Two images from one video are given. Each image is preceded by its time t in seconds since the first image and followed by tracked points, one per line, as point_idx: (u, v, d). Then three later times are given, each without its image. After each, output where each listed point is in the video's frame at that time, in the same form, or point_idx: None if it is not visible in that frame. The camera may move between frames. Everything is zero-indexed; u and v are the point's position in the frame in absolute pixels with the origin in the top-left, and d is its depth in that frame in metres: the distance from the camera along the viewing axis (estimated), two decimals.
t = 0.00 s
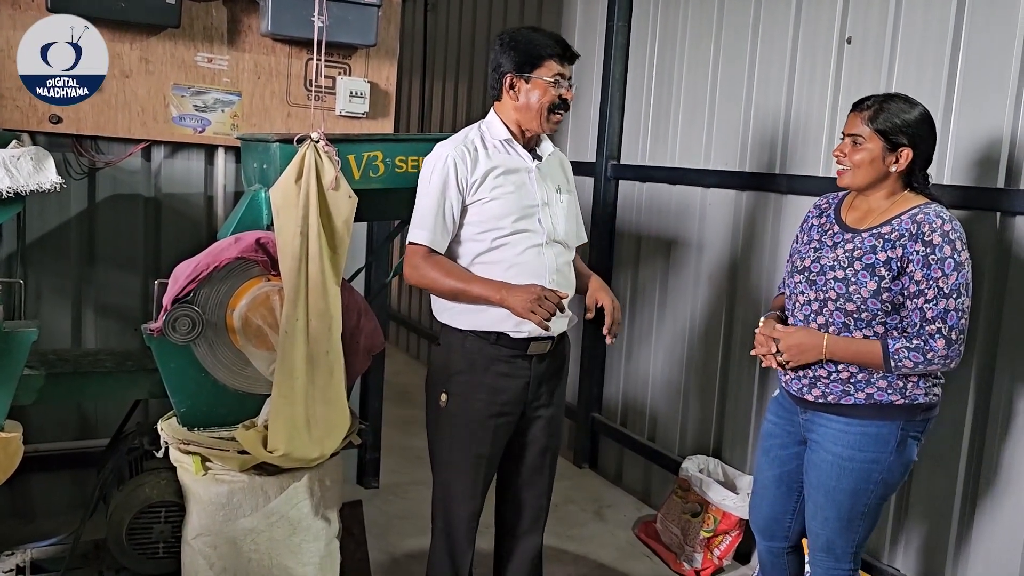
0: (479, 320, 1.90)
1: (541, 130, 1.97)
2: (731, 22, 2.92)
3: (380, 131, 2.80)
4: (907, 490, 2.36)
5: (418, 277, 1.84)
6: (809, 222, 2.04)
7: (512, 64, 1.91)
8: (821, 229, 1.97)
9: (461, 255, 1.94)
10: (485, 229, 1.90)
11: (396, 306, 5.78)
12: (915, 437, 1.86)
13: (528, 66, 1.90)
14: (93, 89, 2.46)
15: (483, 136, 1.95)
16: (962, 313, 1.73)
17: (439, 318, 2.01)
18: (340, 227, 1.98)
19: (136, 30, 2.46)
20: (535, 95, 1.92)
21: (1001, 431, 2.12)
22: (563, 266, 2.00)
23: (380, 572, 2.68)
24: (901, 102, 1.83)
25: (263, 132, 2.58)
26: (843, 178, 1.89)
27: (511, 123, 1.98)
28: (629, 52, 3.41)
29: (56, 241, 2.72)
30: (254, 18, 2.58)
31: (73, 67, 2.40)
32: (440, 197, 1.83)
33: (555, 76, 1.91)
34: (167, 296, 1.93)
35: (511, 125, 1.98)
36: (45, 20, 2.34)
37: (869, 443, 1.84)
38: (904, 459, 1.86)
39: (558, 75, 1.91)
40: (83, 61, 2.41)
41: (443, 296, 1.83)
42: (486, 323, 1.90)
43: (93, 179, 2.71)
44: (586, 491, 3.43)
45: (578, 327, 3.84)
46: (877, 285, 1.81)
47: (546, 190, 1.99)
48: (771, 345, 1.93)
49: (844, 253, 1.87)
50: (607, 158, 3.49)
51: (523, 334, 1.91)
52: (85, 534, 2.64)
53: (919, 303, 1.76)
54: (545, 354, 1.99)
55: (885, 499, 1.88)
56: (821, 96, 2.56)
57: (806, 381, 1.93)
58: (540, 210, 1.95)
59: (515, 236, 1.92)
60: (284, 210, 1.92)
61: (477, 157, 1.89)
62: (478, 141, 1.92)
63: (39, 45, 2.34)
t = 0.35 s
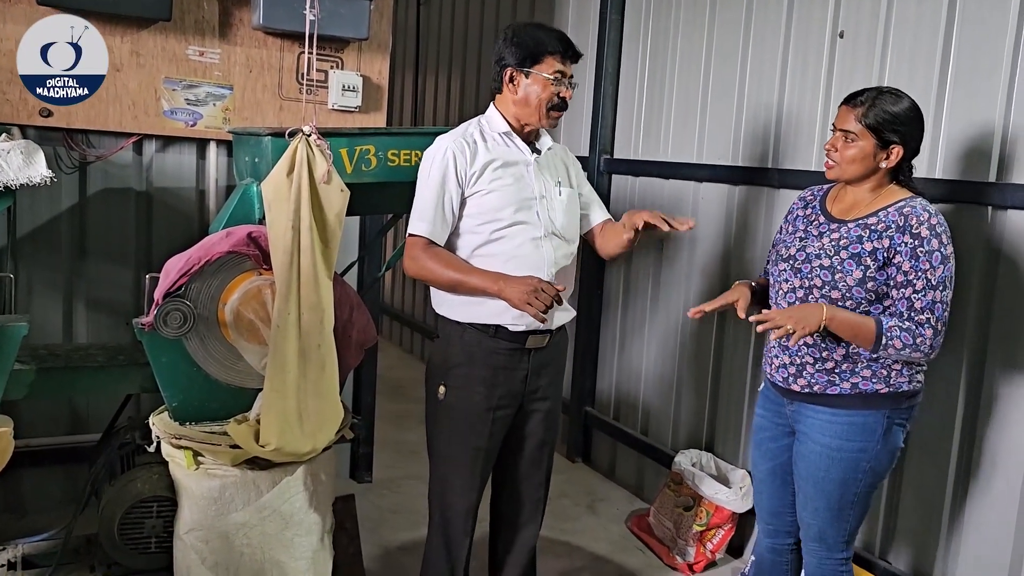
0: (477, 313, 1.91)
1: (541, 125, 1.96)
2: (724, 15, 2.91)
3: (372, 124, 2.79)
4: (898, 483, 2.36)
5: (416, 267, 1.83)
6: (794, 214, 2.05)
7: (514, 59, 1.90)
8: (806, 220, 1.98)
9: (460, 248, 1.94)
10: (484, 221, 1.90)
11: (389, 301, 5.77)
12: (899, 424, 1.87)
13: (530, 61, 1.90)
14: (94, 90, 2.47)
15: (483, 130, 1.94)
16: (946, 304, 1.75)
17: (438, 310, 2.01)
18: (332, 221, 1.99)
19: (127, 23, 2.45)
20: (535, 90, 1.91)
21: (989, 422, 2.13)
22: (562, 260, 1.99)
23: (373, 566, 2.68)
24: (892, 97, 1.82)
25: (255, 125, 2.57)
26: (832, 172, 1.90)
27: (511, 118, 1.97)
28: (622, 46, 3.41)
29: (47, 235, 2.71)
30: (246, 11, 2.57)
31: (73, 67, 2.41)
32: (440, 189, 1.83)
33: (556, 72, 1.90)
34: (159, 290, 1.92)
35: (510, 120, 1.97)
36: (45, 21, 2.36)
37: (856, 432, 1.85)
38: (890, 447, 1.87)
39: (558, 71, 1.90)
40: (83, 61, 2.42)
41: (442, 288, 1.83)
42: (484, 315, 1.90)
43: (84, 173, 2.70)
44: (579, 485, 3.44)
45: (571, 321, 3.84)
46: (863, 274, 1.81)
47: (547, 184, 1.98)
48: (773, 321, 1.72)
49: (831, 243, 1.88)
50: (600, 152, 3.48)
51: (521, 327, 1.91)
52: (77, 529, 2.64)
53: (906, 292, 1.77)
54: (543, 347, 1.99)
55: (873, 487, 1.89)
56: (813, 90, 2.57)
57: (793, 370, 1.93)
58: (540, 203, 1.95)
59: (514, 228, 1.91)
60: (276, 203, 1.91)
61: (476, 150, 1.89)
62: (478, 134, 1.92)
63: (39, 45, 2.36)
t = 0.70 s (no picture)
0: (469, 308, 1.91)
1: (541, 122, 1.96)
2: (717, 11, 2.92)
3: (366, 120, 2.79)
4: (890, 477, 2.37)
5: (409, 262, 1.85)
6: (775, 208, 2.04)
7: (513, 56, 1.90)
8: (788, 213, 1.97)
9: (455, 245, 1.95)
10: (477, 218, 1.91)
11: (384, 297, 5.77)
12: (886, 411, 1.90)
13: (531, 58, 1.90)
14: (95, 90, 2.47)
15: (480, 127, 1.94)
16: (930, 294, 1.77)
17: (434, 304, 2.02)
18: (326, 217, 1.98)
19: (119, 19, 2.44)
20: (536, 87, 1.91)
21: (981, 416, 2.14)
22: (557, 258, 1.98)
23: (368, 561, 2.68)
24: (874, 88, 1.84)
25: (248, 121, 2.57)
26: (815, 162, 1.90)
27: (511, 115, 1.97)
28: (616, 41, 3.41)
29: (41, 231, 2.70)
30: (240, 6, 2.57)
31: (73, 67, 2.42)
32: (433, 186, 1.85)
33: (556, 69, 1.91)
34: (152, 286, 1.92)
35: (510, 118, 1.97)
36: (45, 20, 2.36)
37: (845, 423, 1.86)
38: (878, 434, 1.89)
39: (559, 69, 1.91)
40: (83, 61, 2.43)
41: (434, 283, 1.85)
42: (475, 311, 1.91)
43: (77, 169, 2.69)
44: (573, 480, 3.45)
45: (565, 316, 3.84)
46: (848, 265, 1.82)
47: (544, 181, 1.98)
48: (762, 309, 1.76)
49: (814, 235, 1.88)
50: (594, 148, 3.49)
51: (512, 323, 1.91)
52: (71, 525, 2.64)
53: (891, 283, 1.77)
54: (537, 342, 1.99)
55: (865, 475, 1.91)
56: (806, 86, 2.57)
57: (780, 362, 1.94)
58: (535, 200, 1.95)
59: (507, 225, 1.91)
60: (270, 198, 1.91)
61: (472, 147, 1.90)
62: (475, 131, 1.92)
63: (40, 45, 2.36)
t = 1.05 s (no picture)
0: (472, 307, 1.91)
1: (543, 118, 1.96)
2: (715, 9, 2.92)
3: (364, 118, 2.79)
4: (887, 474, 2.38)
5: (414, 258, 1.85)
6: (769, 206, 2.05)
7: (514, 53, 1.90)
8: (781, 212, 1.97)
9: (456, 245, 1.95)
10: (481, 218, 1.91)
11: (381, 295, 5.76)
12: (883, 407, 1.90)
13: (531, 56, 1.90)
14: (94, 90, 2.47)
15: (482, 126, 1.94)
16: (926, 287, 1.77)
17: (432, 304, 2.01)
18: (324, 215, 1.99)
19: (116, 16, 2.44)
20: (537, 84, 1.91)
21: (978, 414, 2.14)
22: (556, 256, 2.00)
23: (366, 558, 2.69)
24: (872, 92, 1.84)
25: (246, 118, 2.57)
26: (810, 162, 1.91)
27: (512, 112, 1.97)
28: (614, 39, 3.41)
29: (38, 228, 2.70)
30: (237, 3, 2.57)
31: (74, 68, 2.42)
32: (438, 186, 1.84)
33: (557, 67, 1.90)
34: (150, 283, 1.92)
35: (511, 115, 1.98)
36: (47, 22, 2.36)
37: (843, 419, 1.87)
38: (875, 430, 1.89)
39: (560, 65, 1.91)
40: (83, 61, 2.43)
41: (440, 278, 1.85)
42: (478, 309, 1.91)
43: (74, 166, 2.69)
44: (571, 477, 3.45)
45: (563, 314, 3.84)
46: (843, 262, 1.81)
47: (544, 179, 1.99)
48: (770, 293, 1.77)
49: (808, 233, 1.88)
50: (592, 146, 3.49)
51: (515, 322, 1.92)
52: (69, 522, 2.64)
53: (887, 279, 1.78)
54: (535, 340, 1.99)
55: (863, 471, 1.91)
56: (804, 83, 2.57)
57: (778, 360, 1.94)
58: (537, 199, 1.95)
59: (511, 225, 1.92)
60: (267, 197, 1.91)
61: (474, 147, 1.89)
62: (477, 129, 1.92)
63: (42, 45, 2.36)
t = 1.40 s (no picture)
0: (471, 306, 1.91)
1: (536, 116, 1.96)
2: (714, 7, 2.92)
3: (363, 116, 2.79)
4: (886, 473, 2.38)
5: (414, 257, 1.85)
6: (769, 206, 2.04)
7: (509, 51, 1.90)
8: (781, 212, 1.97)
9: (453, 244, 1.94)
10: (478, 216, 1.91)
11: (380, 293, 5.76)
12: (881, 406, 1.91)
13: (526, 53, 1.90)
14: (93, 89, 2.47)
15: (477, 124, 1.94)
16: (924, 289, 1.78)
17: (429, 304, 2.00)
18: (323, 214, 1.98)
19: (114, 14, 2.44)
20: (532, 83, 1.91)
21: (976, 413, 2.15)
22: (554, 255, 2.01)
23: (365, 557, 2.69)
24: (868, 84, 1.85)
25: (245, 117, 2.56)
26: (809, 158, 1.90)
27: (506, 110, 1.97)
28: (613, 38, 3.41)
29: (37, 227, 2.70)
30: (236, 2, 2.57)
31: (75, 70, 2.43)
32: (437, 185, 1.84)
33: (552, 64, 1.91)
34: (149, 282, 1.92)
35: (505, 113, 1.97)
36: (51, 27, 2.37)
37: (842, 418, 1.87)
38: (873, 429, 1.90)
39: (555, 63, 1.91)
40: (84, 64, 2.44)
41: (441, 273, 1.85)
42: (477, 309, 1.91)
43: (73, 165, 2.68)
44: (570, 476, 3.45)
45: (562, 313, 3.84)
46: (842, 263, 1.81)
47: (540, 177, 1.99)
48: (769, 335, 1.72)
49: (808, 233, 1.88)
50: (591, 144, 3.49)
51: (514, 321, 1.92)
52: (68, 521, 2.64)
53: (886, 281, 1.78)
54: (534, 339, 1.99)
55: (861, 470, 1.91)
56: (802, 82, 2.58)
57: (776, 359, 1.94)
58: (533, 197, 1.95)
59: (509, 223, 1.92)
60: (267, 196, 1.91)
61: (471, 145, 1.89)
62: (473, 128, 1.92)
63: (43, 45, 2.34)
